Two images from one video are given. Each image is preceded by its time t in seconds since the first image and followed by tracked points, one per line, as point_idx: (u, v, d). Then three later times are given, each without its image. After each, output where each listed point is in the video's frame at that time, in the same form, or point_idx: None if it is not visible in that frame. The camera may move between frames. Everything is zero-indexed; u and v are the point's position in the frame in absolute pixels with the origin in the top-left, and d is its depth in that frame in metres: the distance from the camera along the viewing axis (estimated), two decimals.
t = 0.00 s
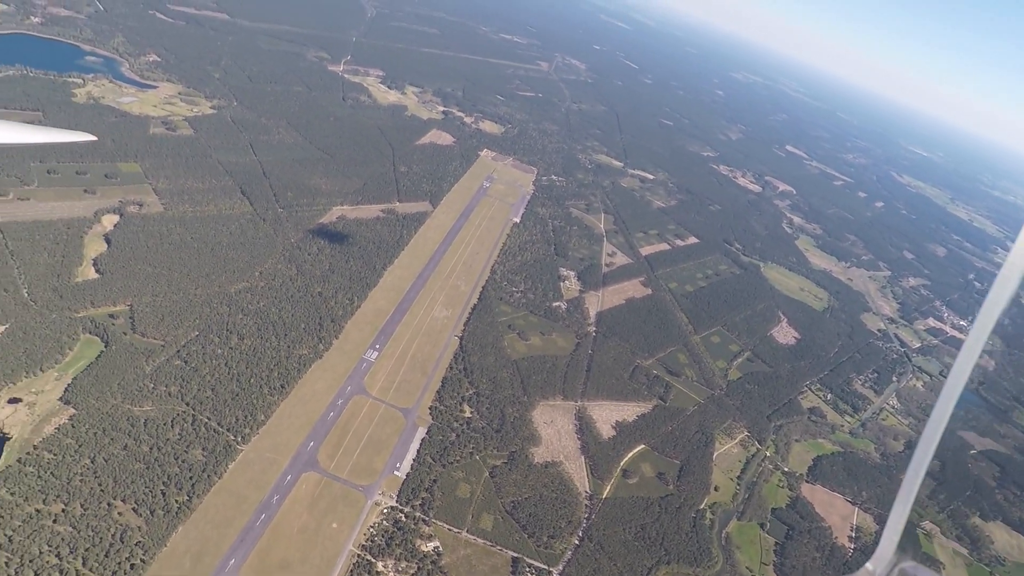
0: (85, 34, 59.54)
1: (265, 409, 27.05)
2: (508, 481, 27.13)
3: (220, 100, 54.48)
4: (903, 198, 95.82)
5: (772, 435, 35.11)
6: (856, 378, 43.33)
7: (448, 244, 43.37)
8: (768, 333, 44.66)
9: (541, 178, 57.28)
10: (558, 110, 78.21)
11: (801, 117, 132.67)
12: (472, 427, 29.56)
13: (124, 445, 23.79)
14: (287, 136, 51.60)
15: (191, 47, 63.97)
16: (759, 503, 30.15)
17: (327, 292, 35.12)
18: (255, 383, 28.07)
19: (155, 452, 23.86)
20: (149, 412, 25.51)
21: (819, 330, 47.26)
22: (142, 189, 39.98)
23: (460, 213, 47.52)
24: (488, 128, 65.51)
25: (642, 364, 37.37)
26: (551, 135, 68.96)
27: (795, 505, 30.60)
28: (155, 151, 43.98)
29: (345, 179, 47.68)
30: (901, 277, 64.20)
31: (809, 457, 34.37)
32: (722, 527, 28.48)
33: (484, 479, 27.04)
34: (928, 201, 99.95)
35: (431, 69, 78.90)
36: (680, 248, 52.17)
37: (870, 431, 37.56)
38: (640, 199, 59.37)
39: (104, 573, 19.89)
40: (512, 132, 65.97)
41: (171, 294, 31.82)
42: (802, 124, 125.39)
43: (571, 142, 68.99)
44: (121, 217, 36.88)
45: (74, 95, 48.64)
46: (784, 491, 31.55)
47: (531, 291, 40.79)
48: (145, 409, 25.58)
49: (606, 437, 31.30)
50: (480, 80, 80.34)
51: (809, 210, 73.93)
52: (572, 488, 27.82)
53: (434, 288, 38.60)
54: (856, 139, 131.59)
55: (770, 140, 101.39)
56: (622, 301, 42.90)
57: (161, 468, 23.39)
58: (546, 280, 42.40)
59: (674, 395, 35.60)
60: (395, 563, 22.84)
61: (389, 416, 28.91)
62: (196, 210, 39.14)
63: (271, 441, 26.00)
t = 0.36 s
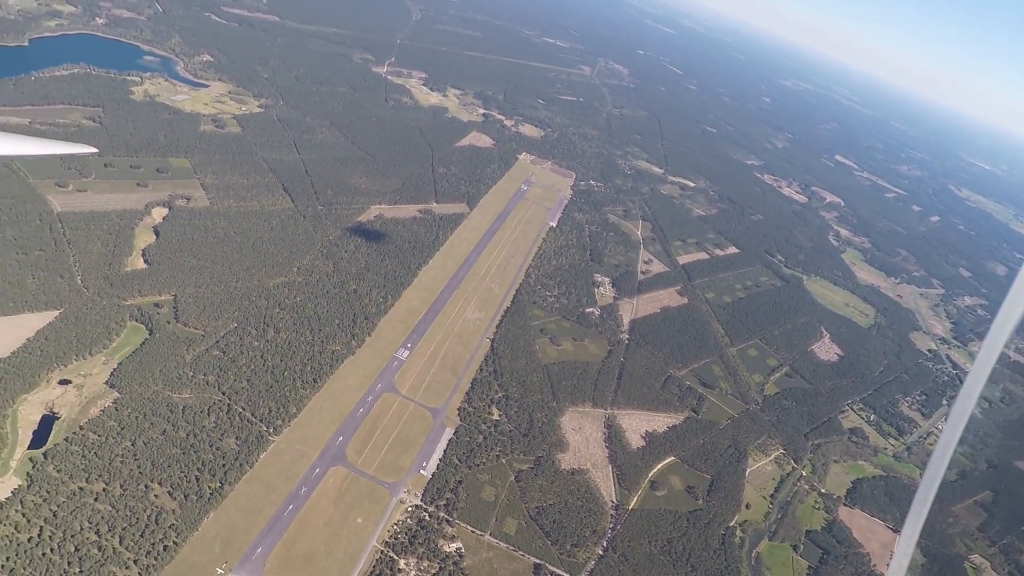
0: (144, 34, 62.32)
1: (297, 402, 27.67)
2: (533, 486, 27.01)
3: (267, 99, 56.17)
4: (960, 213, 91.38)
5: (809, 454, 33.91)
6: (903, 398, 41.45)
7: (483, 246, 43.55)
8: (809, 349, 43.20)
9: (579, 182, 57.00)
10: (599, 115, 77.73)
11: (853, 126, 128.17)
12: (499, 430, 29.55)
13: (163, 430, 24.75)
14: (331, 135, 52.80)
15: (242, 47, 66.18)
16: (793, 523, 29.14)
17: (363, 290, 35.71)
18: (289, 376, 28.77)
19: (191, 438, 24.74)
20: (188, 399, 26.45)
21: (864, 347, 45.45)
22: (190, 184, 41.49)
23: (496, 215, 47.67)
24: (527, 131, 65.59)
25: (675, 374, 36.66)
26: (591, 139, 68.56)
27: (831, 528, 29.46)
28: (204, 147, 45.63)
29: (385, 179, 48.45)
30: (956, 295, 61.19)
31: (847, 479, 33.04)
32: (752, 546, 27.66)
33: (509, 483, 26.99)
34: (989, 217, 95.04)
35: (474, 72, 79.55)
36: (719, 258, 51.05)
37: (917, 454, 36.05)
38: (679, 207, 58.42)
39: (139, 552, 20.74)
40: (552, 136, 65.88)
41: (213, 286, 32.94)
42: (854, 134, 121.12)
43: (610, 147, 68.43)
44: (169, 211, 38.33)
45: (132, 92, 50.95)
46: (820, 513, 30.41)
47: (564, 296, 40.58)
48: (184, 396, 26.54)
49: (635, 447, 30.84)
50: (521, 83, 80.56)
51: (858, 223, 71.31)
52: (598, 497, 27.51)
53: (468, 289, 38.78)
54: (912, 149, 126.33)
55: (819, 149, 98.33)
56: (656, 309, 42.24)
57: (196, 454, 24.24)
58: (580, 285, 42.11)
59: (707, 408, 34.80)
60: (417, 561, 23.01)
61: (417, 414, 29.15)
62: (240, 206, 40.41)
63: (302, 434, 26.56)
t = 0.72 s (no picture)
0: (183, 38, 64.29)
1: (316, 402, 28.03)
2: (548, 495, 26.82)
3: (298, 103, 57.31)
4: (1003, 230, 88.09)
5: (834, 473, 32.88)
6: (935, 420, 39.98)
7: (505, 252, 43.63)
8: (837, 366, 42.07)
9: (604, 191, 56.80)
10: (626, 124, 77.41)
11: (890, 140, 125.05)
12: (516, 437, 29.46)
13: (185, 424, 25.38)
14: (359, 139, 53.61)
15: (277, 52, 67.78)
16: (815, 545, 28.26)
17: (385, 292, 36.06)
18: (309, 376, 29.19)
19: (212, 433, 25.29)
20: (209, 394, 27.02)
21: (895, 366, 44.01)
22: (220, 184, 42.51)
23: (519, 222, 47.74)
24: (554, 139, 65.64)
25: (696, 388, 36.08)
26: (618, 148, 68.28)
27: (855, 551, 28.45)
28: (235, 149, 46.77)
29: (411, 184, 48.92)
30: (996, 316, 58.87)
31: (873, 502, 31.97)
32: (771, 566, 26.94)
33: (524, 490, 26.87)
34: None
35: (502, 79, 80.04)
36: (745, 271, 50.24)
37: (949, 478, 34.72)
38: (705, 218, 57.74)
39: (156, 543, 21.30)
40: (578, 144, 65.84)
41: (239, 284, 33.66)
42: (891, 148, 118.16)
43: (637, 156, 68.05)
44: (199, 210, 39.28)
45: (169, 94, 52.54)
46: (844, 535, 29.29)
47: (585, 305, 40.36)
48: (206, 392, 27.13)
49: (652, 459, 30.45)
50: (548, 91, 80.80)
51: (892, 238, 69.38)
52: (613, 508, 27.21)
53: (489, 295, 38.83)
54: (951, 165, 122.55)
55: (852, 163, 96.22)
56: (679, 321, 41.72)
57: (215, 449, 24.77)
58: (602, 294, 41.88)
59: (728, 422, 34.18)
60: (429, 565, 23.04)
61: (434, 418, 29.22)
62: (268, 207, 41.24)
63: (320, 433, 26.88)
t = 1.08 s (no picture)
0: (224, 38, 66.01)
1: (334, 400, 28.32)
2: (561, 506, 26.59)
3: (332, 104, 58.30)
4: None
5: (859, 500, 31.68)
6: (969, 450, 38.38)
7: (529, 259, 43.57)
8: (866, 389, 40.81)
9: (631, 202, 56.42)
10: (657, 134, 76.82)
11: (931, 159, 121.45)
12: (531, 445, 29.29)
13: (206, 415, 25.91)
14: (388, 141, 54.19)
15: (313, 54, 69.09)
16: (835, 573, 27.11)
17: (407, 294, 36.33)
18: (328, 374, 29.52)
19: (231, 426, 25.76)
20: (231, 387, 27.53)
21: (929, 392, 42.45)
22: (252, 181, 43.37)
23: (545, 229, 47.68)
24: (583, 148, 65.48)
25: (716, 405, 35.37)
26: (647, 159, 67.77)
27: None
28: (269, 147, 47.75)
29: (438, 187, 49.26)
30: None
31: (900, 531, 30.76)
32: None
33: (536, 499, 26.69)
34: None
35: (533, 86, 80.27)
36: (772, 288, 49.26)
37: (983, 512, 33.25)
38: (734, 233, 56.85)
39: (172, 531, 21.75)
40: (607, 154, 65.55)
41: (264, 280, 34.27)
42: (932, 167, 114.72)
43: (667, 168, 67.43)
44: (231, 206, 40.14)
45: (208, 92, 53.99)
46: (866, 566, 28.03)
47: (607, 315, 40.04)
48: (228, 385, 27.66)
49: (669, 475, 29.97)
50: (580, 99, 80.72)
51: (929, 260, 67.21)
52: (626, 523, 26.84)
53: (511, 302, 38.76)
54: (997, 186, 118.23)
55: (890, 181, 93.69)
56: (702, 336, 41.08)
57: (234, 441, 25.23)
58: (625, 306, 41.51)
59: (749, 442, 33.43)
60: (437, 569, 23.01)
61: (450, 422, 29.23)
62: (297, 205, 41.94)
63: (336, 432, 27.12)
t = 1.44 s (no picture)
0: (262, 50, 68.00)
1: (349, 408, 28.47)
2: (572, 527, 26.21)
3: (362, 116, 59.44)
4: None
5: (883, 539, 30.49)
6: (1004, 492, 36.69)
7: (550, 276, 43.50)
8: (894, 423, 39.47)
9: (656, 222, 56.10)
10: (684, 156, 76.47)
11: (969, 189, 118.30)
12: (544, 464, 29.01)
13: (223, 417, 26.29)
14: (416, 155, 54.94)
15: (346, 67, 70.70)
16: None
17: (427, 306, 36.52)
18: (345, 382, 29.72)
19: (247, 429, 26.07)
20: (248, 391, 27.90)
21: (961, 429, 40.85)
22: (280, 188, 44.31)
23: (567, 247, 47.64)
24: (609, 167, 65.48)
25: (736, 432, 34.62)
26: (673, 180, 67.42)
27: None
28: (299, 156, 48.79)
29: (462, 201, 49.65)
30: None
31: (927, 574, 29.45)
32: None
33: (547, 519, 26.36)
34: None
35: (562, 104, 80.80)
36: (798, 315, 48.27)
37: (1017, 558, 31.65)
38: (760, 258, 56.01)
39: (183, 531, 21.99)
40: (633, 173, 65.41)
41: (288, 287, 34.83)
42: (969, 197, 111.71)
43: (693, 189, 66.96)
44: (258, 212, 40.98)
45: (243, 101, 55.56)
46: None
47: (627, 336, 39.67)
48: (246, 388, 28.03)
49: (684, 502, 29.33)
50: (607, 118, 80.94)
51: (965, 292, 65.10)
52: (638, 549, 26.31)
53: (531, 318, 38.65)
54: None
55: (925, 210, 91.47)
56: (724, 361, 40.38)
57: (248, 445, 25.51)
58: (645, 327, 41.10)
59: (769, 472, 32.57)
60: None
61: (464, 436, 29.10)
62: (322, 214, 42.66)
63: (349, 440, 27.22)
